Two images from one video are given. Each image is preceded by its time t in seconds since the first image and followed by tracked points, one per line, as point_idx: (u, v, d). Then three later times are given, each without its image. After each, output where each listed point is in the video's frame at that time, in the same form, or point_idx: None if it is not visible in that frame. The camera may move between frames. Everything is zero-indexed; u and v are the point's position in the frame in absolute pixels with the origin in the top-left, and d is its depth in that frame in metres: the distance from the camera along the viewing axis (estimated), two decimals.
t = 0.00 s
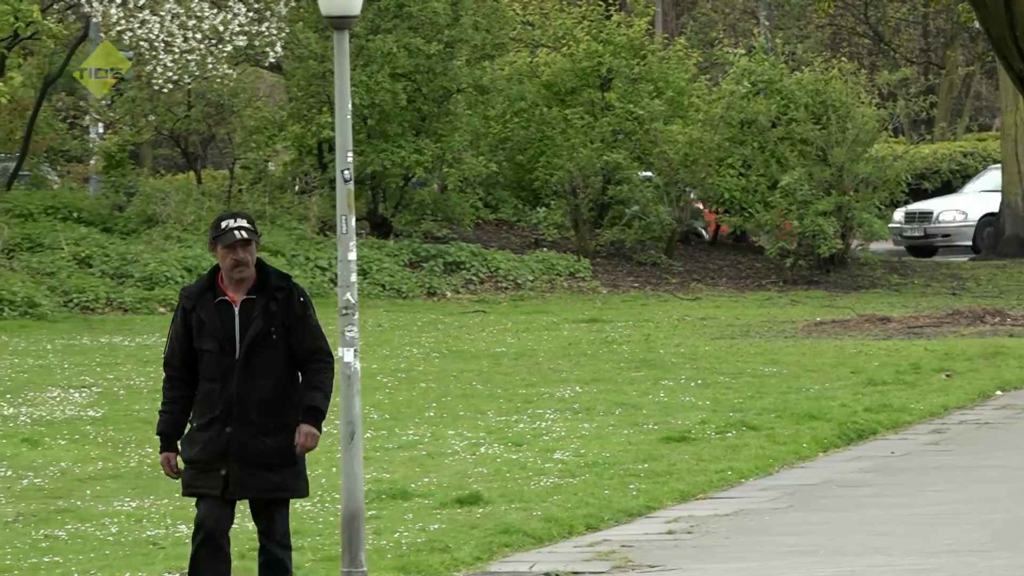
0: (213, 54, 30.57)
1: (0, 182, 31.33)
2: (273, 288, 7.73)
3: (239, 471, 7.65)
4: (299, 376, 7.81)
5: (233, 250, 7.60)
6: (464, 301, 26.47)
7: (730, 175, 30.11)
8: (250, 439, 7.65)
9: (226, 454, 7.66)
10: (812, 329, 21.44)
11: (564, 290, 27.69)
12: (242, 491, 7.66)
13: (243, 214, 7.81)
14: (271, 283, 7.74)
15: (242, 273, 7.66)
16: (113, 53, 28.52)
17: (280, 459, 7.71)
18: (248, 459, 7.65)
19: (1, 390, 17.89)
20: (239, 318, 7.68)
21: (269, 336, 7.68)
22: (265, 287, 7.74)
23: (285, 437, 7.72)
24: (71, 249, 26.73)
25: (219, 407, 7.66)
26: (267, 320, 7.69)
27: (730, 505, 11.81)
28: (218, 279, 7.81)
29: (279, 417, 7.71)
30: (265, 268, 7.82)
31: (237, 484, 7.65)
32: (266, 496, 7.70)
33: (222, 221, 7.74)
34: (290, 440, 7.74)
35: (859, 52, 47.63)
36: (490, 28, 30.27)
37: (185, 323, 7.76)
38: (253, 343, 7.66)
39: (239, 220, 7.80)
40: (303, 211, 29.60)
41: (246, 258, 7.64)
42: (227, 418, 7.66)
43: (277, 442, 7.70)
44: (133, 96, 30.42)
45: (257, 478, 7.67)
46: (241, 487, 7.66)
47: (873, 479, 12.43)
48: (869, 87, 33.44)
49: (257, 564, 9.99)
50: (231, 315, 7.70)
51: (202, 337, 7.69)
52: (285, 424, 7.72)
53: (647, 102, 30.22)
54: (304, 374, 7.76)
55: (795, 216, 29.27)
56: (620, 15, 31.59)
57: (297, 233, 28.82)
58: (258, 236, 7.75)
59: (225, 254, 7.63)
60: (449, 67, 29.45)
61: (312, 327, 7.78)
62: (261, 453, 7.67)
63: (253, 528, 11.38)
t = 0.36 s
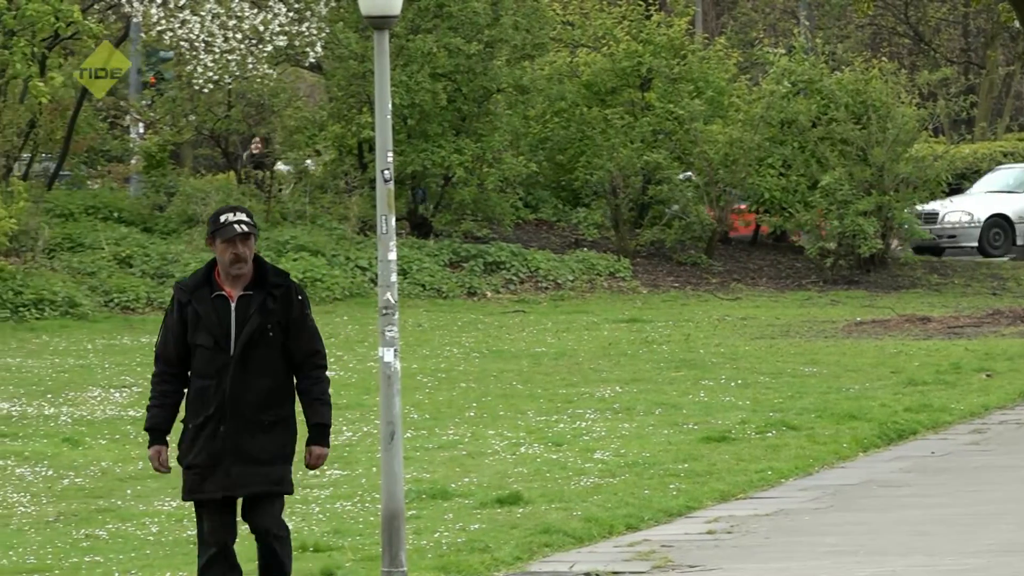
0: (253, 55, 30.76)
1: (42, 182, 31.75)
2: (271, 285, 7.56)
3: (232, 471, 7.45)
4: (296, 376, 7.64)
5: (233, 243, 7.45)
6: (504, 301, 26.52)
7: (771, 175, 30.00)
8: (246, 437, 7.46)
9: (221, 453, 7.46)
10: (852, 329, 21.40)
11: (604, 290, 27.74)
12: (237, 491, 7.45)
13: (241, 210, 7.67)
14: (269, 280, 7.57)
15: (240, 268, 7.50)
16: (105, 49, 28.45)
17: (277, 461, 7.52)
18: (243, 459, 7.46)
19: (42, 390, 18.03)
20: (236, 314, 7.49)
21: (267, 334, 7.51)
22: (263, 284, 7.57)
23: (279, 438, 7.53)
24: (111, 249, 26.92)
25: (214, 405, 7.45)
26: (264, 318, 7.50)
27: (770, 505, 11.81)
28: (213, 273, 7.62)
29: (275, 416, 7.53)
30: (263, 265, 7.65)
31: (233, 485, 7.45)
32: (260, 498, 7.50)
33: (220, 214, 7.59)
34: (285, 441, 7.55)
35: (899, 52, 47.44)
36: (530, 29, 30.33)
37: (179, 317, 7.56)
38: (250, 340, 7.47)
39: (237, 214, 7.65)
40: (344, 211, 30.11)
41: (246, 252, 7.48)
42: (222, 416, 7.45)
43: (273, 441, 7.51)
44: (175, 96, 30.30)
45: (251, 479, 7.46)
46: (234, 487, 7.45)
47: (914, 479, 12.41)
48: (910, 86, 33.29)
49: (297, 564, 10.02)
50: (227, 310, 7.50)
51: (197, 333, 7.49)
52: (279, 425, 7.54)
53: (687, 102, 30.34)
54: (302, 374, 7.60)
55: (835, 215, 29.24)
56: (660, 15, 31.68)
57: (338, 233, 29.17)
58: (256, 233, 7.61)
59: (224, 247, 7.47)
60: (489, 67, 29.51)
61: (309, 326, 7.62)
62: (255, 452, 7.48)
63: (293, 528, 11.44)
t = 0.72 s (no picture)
0: (292, 56, 30.48)
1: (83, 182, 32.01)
2: (286, 297, 7.50)
3: (242, 485, 7.38)
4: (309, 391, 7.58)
5: (251, 252, 7.42)
6: (543, 301, 26.56)
7: (809, 176, 30.00)
8: (256, 450, 7.40)
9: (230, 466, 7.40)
10: (892, 329, 21.35)
11: (643, 290, 27.75)
12: (246, 506, 7.38)
13: (261, 218, 7.64)
14: (284, 292, 7.52)
15: (256, 278, 7.46)
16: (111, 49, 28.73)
17: (287, 477, 7.44)
18: (252, 473, 7.38)
19: (83, 390, 18.17)
20: (250, 325, 7.44)
21: (281, 347, 7.45)
22: (279, 295, 7.51)
23: (290, 453, 7.46)
24: (151, 249, 27.09)
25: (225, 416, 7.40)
26: (280, 330, 7.44)
27: (809, 505, 11.80)
28: (229, 281, 7.58)
29: (286, 431, 7.46)
30: (280, 276, 7.60)
31: (241, 499, 7.38)
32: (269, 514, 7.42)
33: (238, 223, 7.56)
34: (296, 457, 7.48)
35: (939, 51, 47.21)
36: (570, 29, 30.39)
37: (193, 326, 7.52)
38: (264, 352, 7.41)
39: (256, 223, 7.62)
40: (384, 212, 30.26)
41: (263, 261, 7.45)
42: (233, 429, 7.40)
43: (283, 456, 7.44)
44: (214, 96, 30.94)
45: (260, 494, 7.37)
46: (243, 501, 7.38)
47: (953, 479, 12.38)
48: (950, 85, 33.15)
49: (336, 564, 10.07)
50: (242, 320, 7.45)
51: (211, 343, 7.45)
52: (291, 440, 7.47)
53: (727, 102, 30.30)
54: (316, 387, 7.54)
55: (874, 216, 29.18)
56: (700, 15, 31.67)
57: (377, 233, 29.31)
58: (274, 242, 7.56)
59: (242, 255, 7.44)
60: (529, 67, 29.54)
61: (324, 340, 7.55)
62: (264, 467, 7.40)
63: (333, 528, 11.50)
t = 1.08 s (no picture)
0: (332, 55, 30.52)
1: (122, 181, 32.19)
2: (298, 295, 7.24)
3: (267, 491, 7.13)
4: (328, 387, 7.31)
5: (257, 252, 7.14)
6: (583, 301, 26.57)
7: (849, 175, 29.94)
8: (278, 455, 7.13)
9: (253, 472, 7.14)
10: (931, 329, 21.27)
11: (682, 290, 27.75)
12: (272, 512, 7.13)
13: (265, 216, 7.36)
14: (296, 290, 7.25)
15: (265, 279, 7.19)
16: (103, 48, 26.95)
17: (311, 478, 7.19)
18: (276, 478, 7.14)
19: (124, 390, 18.31)
20: (264, 328, 7.18)
21: (298, 346, 7.18)
22: (291, 294, 7.25)
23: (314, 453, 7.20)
24: (191, 249, 27.28)
25: (245, 423, 7.14)
26: (294, 329, 7.19)
27: (849, 505, 11.80)
28: (238, 285, 7.31)
29: (307, 432, 7.20)
30: (290, 274, 7.34)
31: (266, 506, 7.13)
32: (295, 518, 7.17)
33: (242, 224, 7.28)
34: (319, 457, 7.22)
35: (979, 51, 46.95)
36: (610, 28, 30.27)
37: (204, 334, 7.25)
38: (280, 354, 7.15)
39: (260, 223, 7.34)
40: (424, 212, 30.42)
41: (271, 261, 7.18)
42: (253, 434, 7.15)
43: (307, 458, 7.18)
44: (255, 96, 31.17)
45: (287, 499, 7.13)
46: (269, 507, 7.13)
47: (994, 479, 12.34)
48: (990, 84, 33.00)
49: (376, 563, 10.13)
50: (255, 323, 7.20)
51: (224, 349, 7.19)
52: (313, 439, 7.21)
53: (766, 102, 30.18)
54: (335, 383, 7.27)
55: (914, 216, 29.10)
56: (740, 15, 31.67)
57: (416, 233, 29.40)
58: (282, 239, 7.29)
59: (248, 257, 7.16)
60: (569, 67, 29.60)
61: (342, 334, 7.30)
62: (289, 471, 7.16)
63: (372, 527, 11.57)
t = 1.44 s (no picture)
0: (366, 55, 30.76)
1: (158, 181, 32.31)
2: (302, 288, 6.88)
3: (264, 485, 6.71)
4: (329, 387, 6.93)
5: (269, 241, 6.82)
6: (618, 301, 26.56)
7: (884, 175, 29.77)
8: (276, 449, 6.73)
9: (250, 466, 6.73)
10: (967, 329, 21.17)
11: (717, 289, 27.71)
12: (269, 507, 6.71)
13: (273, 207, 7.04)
14: (301, 283, 6.90)
15: (271, 269, 6.84)
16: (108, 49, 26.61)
17: (310, 476, 6.79)
18: (273, 473, 6.72)
19: (158, 390, 18.42)
20: (266, 318, 6.80)
21: (299, 339, 6.81)
22: (295, 286, 6.89)
23: (313, 449, 6.80)
24: (226, 250, 27.48)
25: (243, 414, 6.74)
26: (297, 321, 6.82)
27: (884, 505, 11.78)
28: (240, 274, 6.94)
29: (308, 428, 6.81)
30: (295, 268, 6.99)
31: (263, 501, 6.71)
32: (292, 515, 6.75)
33: (252, 213, 6.95)
34: (318, 453, 6.82)
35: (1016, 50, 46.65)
36: (645, 28, 30.46)
37: (204, 322, 6.86)
38: (282, 345, 6.77)
39: (269, 214, 7.01)
40: (458, 211, 30.42)
41: (281, 251, 6.84)
42: (251, 427, 6.74)
43: (306, 455, 6.78)
44: (289, 96, 31.44)
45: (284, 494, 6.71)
46: (265, 503, 6.71)
47: None
48: None
49: (411, 562, 10.18)
50: (256, 313, 6.82)
51: (223, 338, 6.81)
52: (313, 435, 6.82)
53: (801, 102, 30.13)
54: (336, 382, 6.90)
55: (948, 216, 29.01)
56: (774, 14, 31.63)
57: (451, 233, 29.45)
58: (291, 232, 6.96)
59: (259, 245, 6.83)
60: (603, 66, 29.62)
61: (345, 332, 6.93)
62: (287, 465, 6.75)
63: (407, 527, 11.64)
